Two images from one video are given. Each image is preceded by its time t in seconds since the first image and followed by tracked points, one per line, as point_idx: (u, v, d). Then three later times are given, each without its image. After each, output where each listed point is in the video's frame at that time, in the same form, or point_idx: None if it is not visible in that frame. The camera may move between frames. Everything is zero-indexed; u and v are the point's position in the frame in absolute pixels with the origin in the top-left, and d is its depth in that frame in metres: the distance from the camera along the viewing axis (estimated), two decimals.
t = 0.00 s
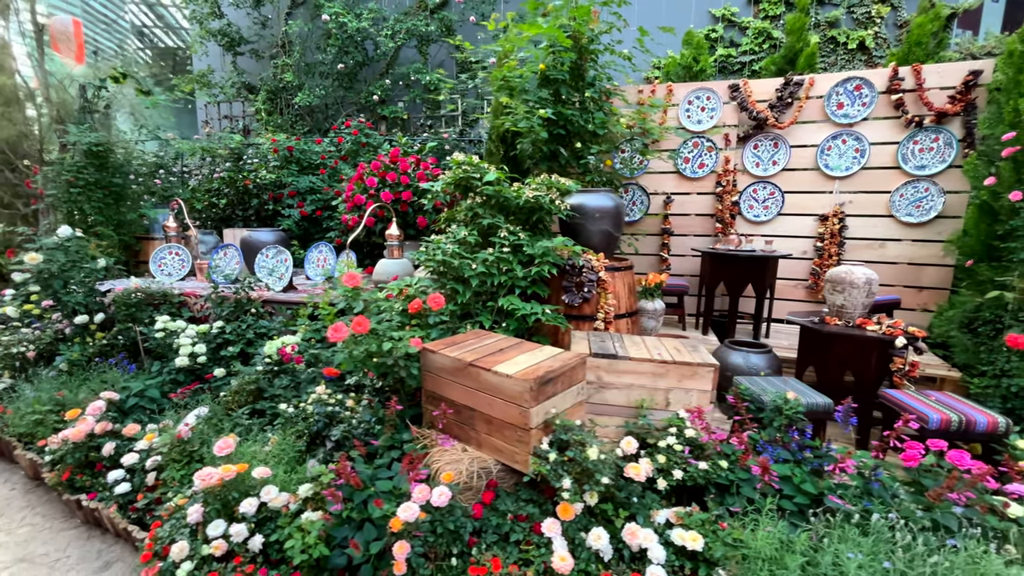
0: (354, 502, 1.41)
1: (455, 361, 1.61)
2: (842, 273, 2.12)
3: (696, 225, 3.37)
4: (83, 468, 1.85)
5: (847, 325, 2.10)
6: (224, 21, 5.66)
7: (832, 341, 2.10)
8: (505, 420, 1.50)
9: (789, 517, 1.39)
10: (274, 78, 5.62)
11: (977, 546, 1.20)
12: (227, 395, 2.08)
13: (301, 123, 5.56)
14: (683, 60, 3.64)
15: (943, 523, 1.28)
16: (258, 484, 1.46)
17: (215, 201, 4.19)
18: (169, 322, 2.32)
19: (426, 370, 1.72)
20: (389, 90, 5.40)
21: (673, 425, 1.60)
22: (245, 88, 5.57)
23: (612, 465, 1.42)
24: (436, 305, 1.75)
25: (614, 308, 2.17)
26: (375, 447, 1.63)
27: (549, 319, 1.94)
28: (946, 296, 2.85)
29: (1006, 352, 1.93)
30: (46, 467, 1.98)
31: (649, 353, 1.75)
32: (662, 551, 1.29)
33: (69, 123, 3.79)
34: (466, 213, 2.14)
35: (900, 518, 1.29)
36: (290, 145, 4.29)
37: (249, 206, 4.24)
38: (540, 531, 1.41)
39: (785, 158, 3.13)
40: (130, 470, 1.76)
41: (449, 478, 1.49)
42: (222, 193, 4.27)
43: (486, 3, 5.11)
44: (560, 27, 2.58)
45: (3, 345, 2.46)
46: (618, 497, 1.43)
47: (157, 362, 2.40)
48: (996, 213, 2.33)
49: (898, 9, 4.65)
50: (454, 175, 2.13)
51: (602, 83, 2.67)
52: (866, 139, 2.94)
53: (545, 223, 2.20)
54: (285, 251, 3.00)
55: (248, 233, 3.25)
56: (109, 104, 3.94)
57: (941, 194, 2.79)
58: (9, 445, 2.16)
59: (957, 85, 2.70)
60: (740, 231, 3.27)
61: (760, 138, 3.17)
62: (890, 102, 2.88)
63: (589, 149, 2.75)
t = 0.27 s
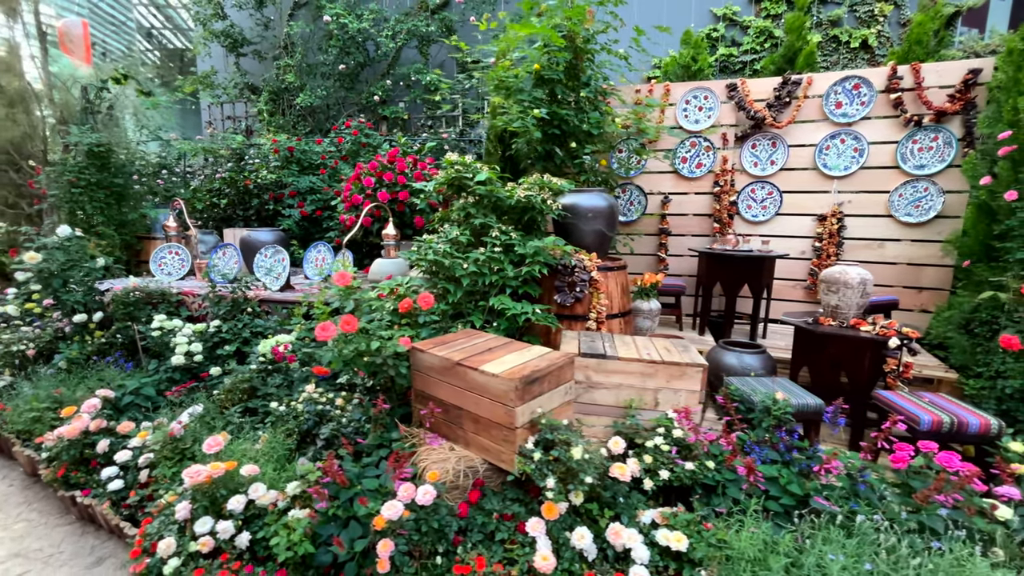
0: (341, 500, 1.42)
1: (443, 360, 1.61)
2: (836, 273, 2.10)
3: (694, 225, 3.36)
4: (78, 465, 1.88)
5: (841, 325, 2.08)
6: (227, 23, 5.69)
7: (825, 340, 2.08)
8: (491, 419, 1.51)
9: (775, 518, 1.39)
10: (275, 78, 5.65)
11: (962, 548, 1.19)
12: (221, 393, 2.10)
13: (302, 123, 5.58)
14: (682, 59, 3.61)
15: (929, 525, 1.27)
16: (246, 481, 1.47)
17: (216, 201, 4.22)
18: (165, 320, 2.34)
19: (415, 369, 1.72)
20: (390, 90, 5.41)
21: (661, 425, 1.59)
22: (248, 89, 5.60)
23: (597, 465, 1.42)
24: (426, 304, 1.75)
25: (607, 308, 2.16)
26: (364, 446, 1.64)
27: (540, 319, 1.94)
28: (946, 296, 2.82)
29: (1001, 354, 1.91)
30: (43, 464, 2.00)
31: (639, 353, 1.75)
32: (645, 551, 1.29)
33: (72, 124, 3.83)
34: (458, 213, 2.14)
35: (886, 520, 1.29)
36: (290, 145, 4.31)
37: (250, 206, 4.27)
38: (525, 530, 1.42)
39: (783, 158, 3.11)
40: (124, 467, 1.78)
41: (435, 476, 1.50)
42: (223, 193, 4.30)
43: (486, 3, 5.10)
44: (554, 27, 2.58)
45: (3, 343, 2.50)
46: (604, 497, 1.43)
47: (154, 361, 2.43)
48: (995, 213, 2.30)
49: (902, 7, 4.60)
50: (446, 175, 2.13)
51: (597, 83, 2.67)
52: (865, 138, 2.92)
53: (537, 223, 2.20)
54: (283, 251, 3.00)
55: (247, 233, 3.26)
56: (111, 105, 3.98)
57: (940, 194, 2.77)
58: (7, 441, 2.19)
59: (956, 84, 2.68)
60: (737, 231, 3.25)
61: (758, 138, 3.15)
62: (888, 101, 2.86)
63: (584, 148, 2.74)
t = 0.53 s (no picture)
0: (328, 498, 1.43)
1: (431, 359, 1.62)
2: (831, 274, 2.09)
3: (692, 225, 3.34)
4: (75, 461, 1.91)
5: (836, 326, 2.07)
6: (231, 24, 5.74)
7: (819, 342, 2.07)
8: (478, 419, 1.51)
9: (760, 519, 1.38)
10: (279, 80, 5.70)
11: (946, 551, 1.18)
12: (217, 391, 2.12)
13: (305, 124, 5.62)
14: (682, 58, 3.59)
15: (915, 528, 1.26)
16: (235, 478, 1.49)
17: (219, 201, 4.26)
18: (163, 319, 2.37)
19: (404, 369, 1.73)
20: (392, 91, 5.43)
21: (649, 425, 1.59)
22: (252, 90, 5.65)
23: (582, 465, 1.42)
24: (417, 304, 1.76)
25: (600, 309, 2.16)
26: (353, 444, 1.65)
27: (531, 319, 1.94)
28: (947, 298, 2.79)
29: (998, 355, 1.88)
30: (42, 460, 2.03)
31: (628, 353, 1.74)
32: (629, 551, 1.29)
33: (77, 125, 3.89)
34: (451, 213, 2.15)
35: (872, 522, 1.28)
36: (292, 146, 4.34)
37: (252, 206, 4.30)
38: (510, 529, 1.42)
39: (782, 158, 3.09)
40: (119, 464, 1.81)
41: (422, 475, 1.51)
42: (225, 194, 4.33)
43: (487, 4, 5.12)
44: (550, 27, 2.58)
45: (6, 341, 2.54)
46: (589, 496, 1.43)
47: (152, 359, 2.46)
48: (994, 213, 2.27)
49: (906, 6, 4.56)
50: (439, 175, 2.14)
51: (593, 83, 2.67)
52: (864, 137, 2.90)
53: (531, 223, 2.20)
54: (281, 251, 3.02)
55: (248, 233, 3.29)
56: (116, 106, 4.03)
57: (941, 194, 2.74)
58: (8, 438, 2.23)
59: (957, 82, 2.65)
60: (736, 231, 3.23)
61: (757, 137, 3.13)
62: (888, 100, 2.83)
63: (580, 149, 2.74)
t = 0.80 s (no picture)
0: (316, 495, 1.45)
1: (420, 359, 1.63)
2: (826, 274, 2.07)
3: (691, 225, 3.33)
4: (74, 458, 1.94)
5: (831, 327, 2.05)
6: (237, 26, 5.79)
7: (814, 343, 2.06)
8: (466, 418, 1.52)
9: (746, 521, 1.38)
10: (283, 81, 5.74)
11: (931, 554, 1.17)
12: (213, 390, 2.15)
13: (309, 125, 5.65)
14: (682, 58, 3.58)
15: (901, 531, 1.25)
16: (226, 475, 1.51)
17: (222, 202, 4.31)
18: (162, 318, 2.40)
19: (395, 368, 1.74)
20: (394, 92, 5.45)
21: (638, 426, 1.59)
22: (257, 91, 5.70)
23: (567, 465, 1.43)
24: (407, 303, 1.77)
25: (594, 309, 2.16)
26: (343, 442, 1.66)
27: (523, 319, 1.94)
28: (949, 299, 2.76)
29: (995, 358, 1.86)
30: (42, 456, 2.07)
31: (618, 354, 1.74)
32: (612, 551, 1.29)
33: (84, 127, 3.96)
34: (445, 213, 2.16)
35: (858, 525, 1.27)
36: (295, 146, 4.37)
37: (255, 206, 4.34)
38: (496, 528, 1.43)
39: (782, 158, 3.06)
40: (115, 460, 1.84)
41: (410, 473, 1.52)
42: (229, 194, 4.38)
43: (489, 4, 5.12)
44: (546, 28, 2.59)
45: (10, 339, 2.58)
46: (575, 496, 1.44)
47: (152, 357, 2.49)
48: (994, 213, 2.24)
49: (912, 4, 4.50)
50: (433, 175, 2.15)
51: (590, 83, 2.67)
52: (864, 137, 2.87)
53: (524, 223, 2.21)
54: (280, 250, 3.04)
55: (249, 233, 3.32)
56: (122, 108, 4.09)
57: (943, 194, 2.71)
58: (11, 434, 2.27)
59: (958, 81, 2.62)
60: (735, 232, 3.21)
61: (756, 137, 3.11)
62: (888, 99, 2.80)
63: (576, 149, 2.74)
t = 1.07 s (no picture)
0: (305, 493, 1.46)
1: (410, 358, 1.64)
2: (822, 275, 2.05)
3: (691, 225, 3.31)
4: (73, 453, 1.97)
5: (827, 329, 2.03)
6: (243, 27, 5.85)
7: (809, 345, 2.04)
8: (454, 418, 1.52)
9: (733, 523, 1.38)
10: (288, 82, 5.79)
11: (916, 558, 1.16)
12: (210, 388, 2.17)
13: (313, 125, 5.69)
14: (682, 58, 3.56)
15: (888, 535, 1.24)
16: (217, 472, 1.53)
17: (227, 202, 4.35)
18: (162, 316, 2.44)
19: (386, 367, 1.75)
20: (397, 92, 5.47)
21: (626, 427, 1.59)
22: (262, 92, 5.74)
23: (553, 465, 1.43)
24: (398, 303, 1.79)
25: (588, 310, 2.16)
26: (334, 441, 1.68)
27: (515, 319, 1.95)
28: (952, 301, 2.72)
29: (993, 360, 1.84)
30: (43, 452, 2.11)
31: (609, 354, 1.73)
32: (597, 551, 1.28)
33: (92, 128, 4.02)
34: (439, 213, 2.17)
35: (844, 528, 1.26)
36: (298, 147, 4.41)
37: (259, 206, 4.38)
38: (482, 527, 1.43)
39: (782, 158, 3.04)
40: (112, 456, 1.87)
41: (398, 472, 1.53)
42: (233, 194, 4.42)
43: (491, 5, 5.12)
44: (542, 28, 2.59)
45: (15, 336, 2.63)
46: (561, 497, 1.44)
47: (152, 355, 2.52)
48: (996, 213, 2.21)
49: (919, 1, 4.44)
50: (426, 176, 2.15)
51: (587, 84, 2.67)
52: (866, 136, 2.84)
53: (518, 224, 2.22)
54: (280, 249, 3.06)
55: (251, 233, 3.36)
56: (128, 109, 4.15)
57: (946, 194, 2.67)
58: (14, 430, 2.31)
59: (962, 80, 2.59)
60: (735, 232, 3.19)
61: (756, 137, 3.09)
62: (890, 98, 2.77)
63: (573, 149, 2.74)
